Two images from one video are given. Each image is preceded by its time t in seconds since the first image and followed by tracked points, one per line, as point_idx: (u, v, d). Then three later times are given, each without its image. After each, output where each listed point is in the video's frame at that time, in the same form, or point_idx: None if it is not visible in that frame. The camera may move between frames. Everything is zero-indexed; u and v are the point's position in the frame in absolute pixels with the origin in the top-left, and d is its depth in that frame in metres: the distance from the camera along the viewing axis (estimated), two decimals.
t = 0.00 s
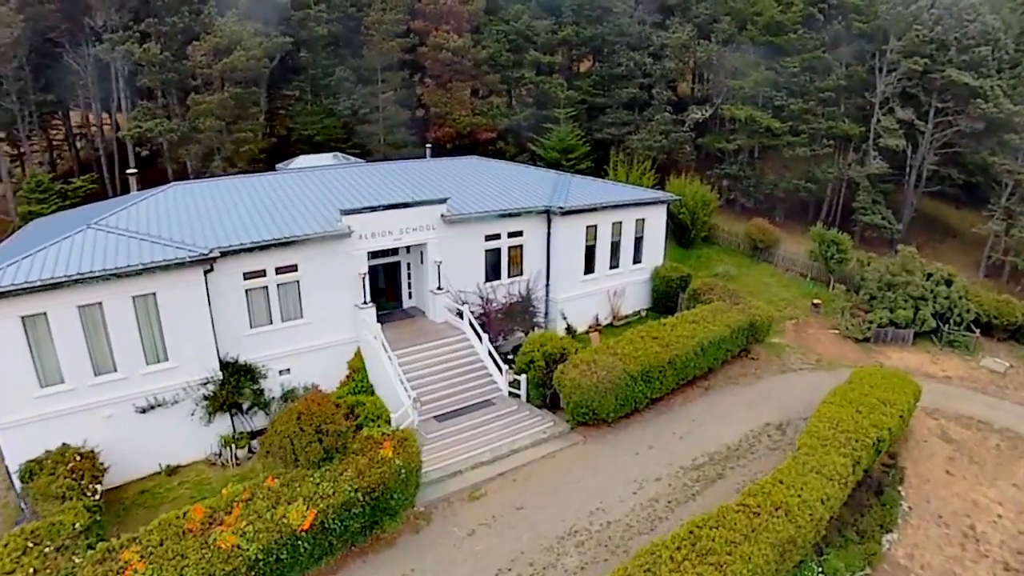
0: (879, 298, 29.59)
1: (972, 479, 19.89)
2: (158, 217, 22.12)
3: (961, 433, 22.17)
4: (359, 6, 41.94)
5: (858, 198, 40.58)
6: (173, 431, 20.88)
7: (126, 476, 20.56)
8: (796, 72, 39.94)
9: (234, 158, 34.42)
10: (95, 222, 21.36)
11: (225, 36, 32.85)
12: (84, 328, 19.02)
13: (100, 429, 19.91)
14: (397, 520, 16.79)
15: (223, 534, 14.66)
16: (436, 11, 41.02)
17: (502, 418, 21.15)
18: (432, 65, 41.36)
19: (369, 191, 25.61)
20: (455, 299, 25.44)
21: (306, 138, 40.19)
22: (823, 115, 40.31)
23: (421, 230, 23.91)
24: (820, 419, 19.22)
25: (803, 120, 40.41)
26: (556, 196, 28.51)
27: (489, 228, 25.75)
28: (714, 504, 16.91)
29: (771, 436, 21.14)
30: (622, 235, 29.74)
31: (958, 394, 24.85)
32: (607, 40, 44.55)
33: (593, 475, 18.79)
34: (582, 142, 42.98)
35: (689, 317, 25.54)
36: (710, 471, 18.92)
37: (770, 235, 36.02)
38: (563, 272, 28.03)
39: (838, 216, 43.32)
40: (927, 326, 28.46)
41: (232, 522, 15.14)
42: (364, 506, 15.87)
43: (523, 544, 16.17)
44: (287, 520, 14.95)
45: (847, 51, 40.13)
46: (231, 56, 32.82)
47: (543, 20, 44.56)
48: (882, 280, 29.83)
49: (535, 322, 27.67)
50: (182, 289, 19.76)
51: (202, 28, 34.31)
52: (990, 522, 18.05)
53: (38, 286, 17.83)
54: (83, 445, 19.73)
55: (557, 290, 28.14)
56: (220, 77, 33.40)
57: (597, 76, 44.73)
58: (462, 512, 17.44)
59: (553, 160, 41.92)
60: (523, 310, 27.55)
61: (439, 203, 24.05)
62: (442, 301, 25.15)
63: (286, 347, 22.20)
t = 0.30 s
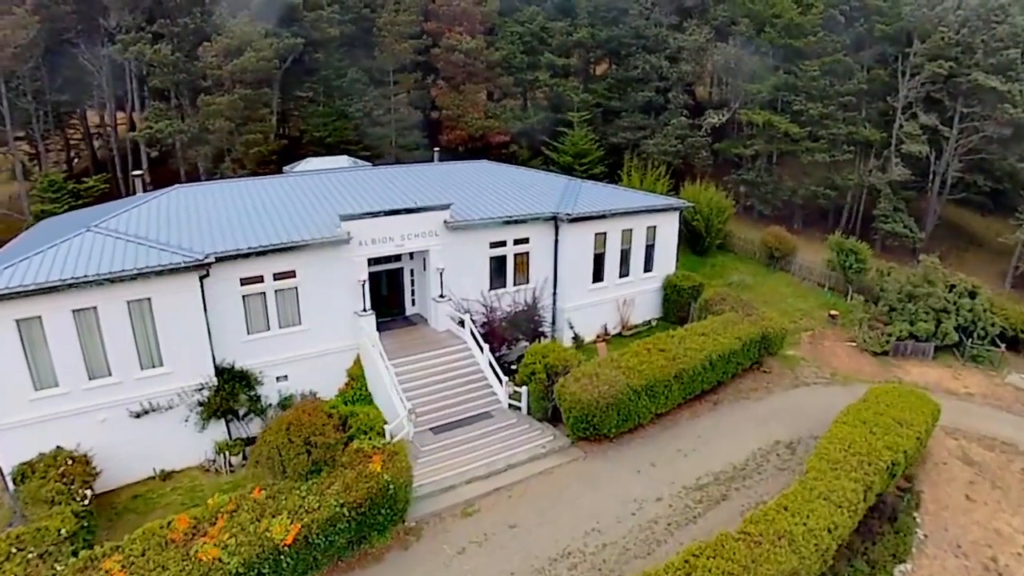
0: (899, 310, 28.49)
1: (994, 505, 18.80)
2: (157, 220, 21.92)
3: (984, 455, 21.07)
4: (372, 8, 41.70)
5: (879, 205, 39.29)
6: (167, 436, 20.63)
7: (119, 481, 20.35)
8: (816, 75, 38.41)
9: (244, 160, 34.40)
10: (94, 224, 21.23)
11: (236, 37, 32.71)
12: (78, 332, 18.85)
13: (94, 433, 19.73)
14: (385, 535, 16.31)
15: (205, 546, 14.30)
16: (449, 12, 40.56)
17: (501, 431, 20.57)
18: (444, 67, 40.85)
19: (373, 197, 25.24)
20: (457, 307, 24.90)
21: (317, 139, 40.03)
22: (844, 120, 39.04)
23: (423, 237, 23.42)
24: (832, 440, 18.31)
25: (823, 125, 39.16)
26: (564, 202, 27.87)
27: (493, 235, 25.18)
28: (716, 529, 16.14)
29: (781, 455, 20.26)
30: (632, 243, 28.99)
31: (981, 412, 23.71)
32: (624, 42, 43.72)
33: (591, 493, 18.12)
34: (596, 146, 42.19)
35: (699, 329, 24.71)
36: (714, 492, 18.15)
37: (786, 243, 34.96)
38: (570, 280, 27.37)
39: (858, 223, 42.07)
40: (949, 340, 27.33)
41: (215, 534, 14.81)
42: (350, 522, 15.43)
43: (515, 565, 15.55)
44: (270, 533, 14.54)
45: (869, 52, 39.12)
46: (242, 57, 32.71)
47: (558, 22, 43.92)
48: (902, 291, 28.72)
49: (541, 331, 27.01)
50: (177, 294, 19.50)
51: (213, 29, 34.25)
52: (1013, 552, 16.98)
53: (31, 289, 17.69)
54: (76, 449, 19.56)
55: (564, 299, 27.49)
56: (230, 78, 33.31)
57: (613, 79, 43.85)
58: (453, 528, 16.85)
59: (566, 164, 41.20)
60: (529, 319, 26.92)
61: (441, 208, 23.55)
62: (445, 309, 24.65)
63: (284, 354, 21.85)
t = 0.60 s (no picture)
0: (920, 323, 27.38)
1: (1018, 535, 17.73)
2: (159, 223, 21.77)
3: (1008, 480, 20.00)
4: (386, 9, 41.44)
5: (901, 213, 38.00)
6: (163, 440, 20.42)
7: (114, 483, 20.20)
8: (837, 79, 37.38)
9: (254, 161, 34.43)
10: (95, 226, 21.17)
11: (247, 38, 32.59)
12: (74, 335, 18.73)
13: (89, 436, 19.59)
14: (373, 551, 15.87)
15: (186, 558, 14.00)
16: (463, 13, 40.08)
17: (499, 443, 20.02)
18: (457, 69, 40.35)
19: (377, 201, 24.87)
20: (460, 315, 24.43)
21: (329, 141, 39.91)
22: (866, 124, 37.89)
23: (425, 243, 22.97)
24: (843, 462, 17.45)
25: (844, 130, 37.95)
26: (573, 208, 27.25)
27: (498, 241, 24.64)
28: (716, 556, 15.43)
29: (790, 475, 19.42)
30: (642, 251, 28.25)
31: (1006, 434, 22.59)
32: (642, 45, 43.02)
33: (589, 512, 17.51)
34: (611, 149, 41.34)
35: (708, 341, 23.92)
36: (717, 514, 17.41)
37: (804, 251, 33.95)
38: (578, 289, 26.75)
39: (880, 231, 40.81)
40: (972, 356, 26.15)
41: (197, 545, 14.52)
42: (336, 537, 15.02)
43: None
44: (252, 546, 14.17)
45: (892, 56, 37.96)
46: (253, 59, 32.65)
47: (574, 24, 43.26)
48: (924, 303, 27.58)
49: (546, 340, 26.43)
50: (172, 298, 19.28)
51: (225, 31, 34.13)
52: None
53: (27, 292, 17.61)
54: (71, 451, 19.44)
55: (571, 307, 26.86)
56: (241, 79, 33.23)
57: (629, 82, 43.03)
58: (444, 545, 16.34)
59: (580, 168, 40.42)
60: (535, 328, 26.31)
61: (444, 214, 23.09)
62: (448, 317, 24.18)
63: (282, 360, 21.55)
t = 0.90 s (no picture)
0: (943, 337, 26.23)
1: None
2: (161, 225, 21.64)
3: None
4: (401, 10, 41.06)
5: (925, 222, 36.71)
6: (158, 444, 20.24)
7: (109, 485, 20.09)
8: (860, 82, 36.43)
9: (265, 162, 34.41)
10: (97, 228, 21.12)
11: (259, 38, 32.47)
12: (70, 337, 18.63)
13: (86, 438, 19.49)
14: (360, 564, 15.47)
15: (167, 568, 13.74)
16: (478, 14, 39.61)
17: (496, 456, 19.51)
18: (471, 70, 39.85)
19: (381, 206, 24.51)
20: (463, 322, 23.97)
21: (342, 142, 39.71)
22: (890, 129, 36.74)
23: (427, 249, 22.55)
24: (854, 487, 16.59)
25: (866, 135, 36.72)
26: (582, 214, 26.63)
27: (503, 248, 24.12)
28: None
29: (799, 497, 18.60)
30: (653, 259, 27.51)
31: None
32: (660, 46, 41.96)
33: (585, 530, 16.92)
34: (626, 152, 40.46)
35: (718, 353, 23.14)
36: (720, 537, 16.70)
37: (822, 260, 32.93)
38: (586, 297, 26.12)
39: (902, 240, 39.54)
40: (997, 373, 24.96)
41: (180, 555, 14.27)
42: (320, 551, 14.65)
43: None
44: (234, 558, 13.86)
45: (917, 58, 36.74)
46: (264, 60, 32.56)
47: (590, 25, 42.43)
48: (946, 317, 26.40)
49: (550, 348, 25.88)
50: (169, 302, 19.10)
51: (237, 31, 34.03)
52: None
53: (22, 294, 17.56)
54: (67, 453, 19.37)
55: (578, 316, 26.24)
56: (252, 80, 33.15)
57: (647, 84, 41.75)
58: (433, 561, 15.88)
59: (594, 172, 39.55)
60: (540, 337, 25.76)
61: (447, 220, 22.63)
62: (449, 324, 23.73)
63: (279, 365, 21.30)
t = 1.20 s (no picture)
0: (966, 352, 25.13)
1: None
2: (164, 227, 21.59)
3: None
4: (416, 10, 40.96)
5: (951, 230, 35.48)
6: (155, 446, 20.13)
7: (107, 486, 20.04)
8: (885, 86, 35.20)
9: (277, 162, 34.40)
10: (100, 229, 21.11)
11: (271, 39, 32.49)
12: (68, 338, 18.60)
13: (83, 439, 19.45)
14: None
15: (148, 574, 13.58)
16: (493, 14, 39.20)
17: (493, 468, 19.05)
18: (486, 71, 39.34)
19: (386, 212, 24.24)
20: (466, 329, 23.56)
21: (354, 143, 39.14)
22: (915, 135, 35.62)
23: (429, 254, 22.18)
24: (864, 513, 15.80)
25: (890, 141, 35.72)
26: (591, 220, 26.03)
27: (508, 254, 23.63)
28: None
29: (806, 519, 17.84)
30: (664, 266, 26.78)
31: None
32: (679, 48, 40.37)
33: (580, 548, 16.38)
34: (643, 155, 39.53)
35: (727, 366, 22.38)
36: (720, 560, 16.04)
37: (842, 269, 31.92)
38: (594, 305, 25.53)
39: (927, 249, 38.30)
40: None
41: (164, 560, 14.17)
42: (304, 562, 14.36)
43: None
44: (216, 567, 13.64)
45: (945, 61, 35.49)
46: (276, 60, 32.57)
47: (608, 26, 41.09)
48: (971, 331, 25.32)
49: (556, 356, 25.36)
50: (165, 305, 18.97)
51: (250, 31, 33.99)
52: None
53: (20, 295, 17.55)
54: (65, 453, 19.35)
55: (585, 324, 25.66)
56: (264, 81, 33.22)
57: (665, 86, 40.80)
58: None
59: (610, 175, 38.44)
60: (545, 344, 25.24)
61: (450, 225, 22.22)
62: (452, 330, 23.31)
63: (278, 369, 21.09)
